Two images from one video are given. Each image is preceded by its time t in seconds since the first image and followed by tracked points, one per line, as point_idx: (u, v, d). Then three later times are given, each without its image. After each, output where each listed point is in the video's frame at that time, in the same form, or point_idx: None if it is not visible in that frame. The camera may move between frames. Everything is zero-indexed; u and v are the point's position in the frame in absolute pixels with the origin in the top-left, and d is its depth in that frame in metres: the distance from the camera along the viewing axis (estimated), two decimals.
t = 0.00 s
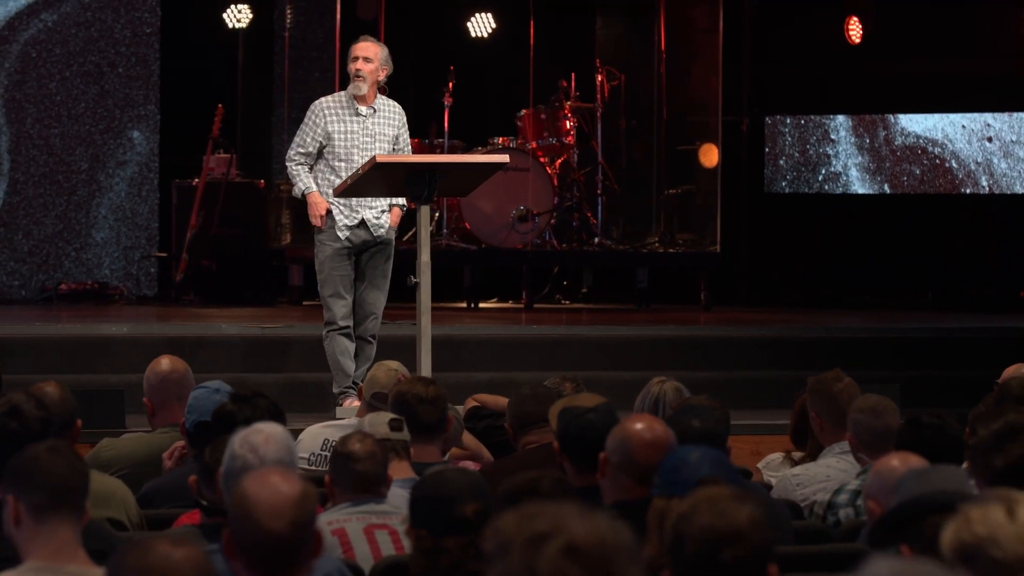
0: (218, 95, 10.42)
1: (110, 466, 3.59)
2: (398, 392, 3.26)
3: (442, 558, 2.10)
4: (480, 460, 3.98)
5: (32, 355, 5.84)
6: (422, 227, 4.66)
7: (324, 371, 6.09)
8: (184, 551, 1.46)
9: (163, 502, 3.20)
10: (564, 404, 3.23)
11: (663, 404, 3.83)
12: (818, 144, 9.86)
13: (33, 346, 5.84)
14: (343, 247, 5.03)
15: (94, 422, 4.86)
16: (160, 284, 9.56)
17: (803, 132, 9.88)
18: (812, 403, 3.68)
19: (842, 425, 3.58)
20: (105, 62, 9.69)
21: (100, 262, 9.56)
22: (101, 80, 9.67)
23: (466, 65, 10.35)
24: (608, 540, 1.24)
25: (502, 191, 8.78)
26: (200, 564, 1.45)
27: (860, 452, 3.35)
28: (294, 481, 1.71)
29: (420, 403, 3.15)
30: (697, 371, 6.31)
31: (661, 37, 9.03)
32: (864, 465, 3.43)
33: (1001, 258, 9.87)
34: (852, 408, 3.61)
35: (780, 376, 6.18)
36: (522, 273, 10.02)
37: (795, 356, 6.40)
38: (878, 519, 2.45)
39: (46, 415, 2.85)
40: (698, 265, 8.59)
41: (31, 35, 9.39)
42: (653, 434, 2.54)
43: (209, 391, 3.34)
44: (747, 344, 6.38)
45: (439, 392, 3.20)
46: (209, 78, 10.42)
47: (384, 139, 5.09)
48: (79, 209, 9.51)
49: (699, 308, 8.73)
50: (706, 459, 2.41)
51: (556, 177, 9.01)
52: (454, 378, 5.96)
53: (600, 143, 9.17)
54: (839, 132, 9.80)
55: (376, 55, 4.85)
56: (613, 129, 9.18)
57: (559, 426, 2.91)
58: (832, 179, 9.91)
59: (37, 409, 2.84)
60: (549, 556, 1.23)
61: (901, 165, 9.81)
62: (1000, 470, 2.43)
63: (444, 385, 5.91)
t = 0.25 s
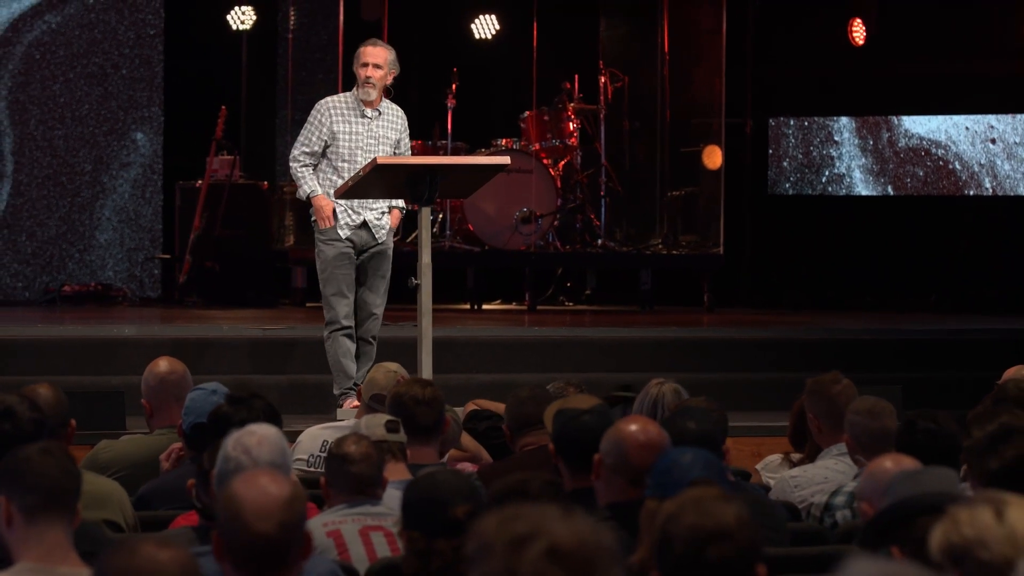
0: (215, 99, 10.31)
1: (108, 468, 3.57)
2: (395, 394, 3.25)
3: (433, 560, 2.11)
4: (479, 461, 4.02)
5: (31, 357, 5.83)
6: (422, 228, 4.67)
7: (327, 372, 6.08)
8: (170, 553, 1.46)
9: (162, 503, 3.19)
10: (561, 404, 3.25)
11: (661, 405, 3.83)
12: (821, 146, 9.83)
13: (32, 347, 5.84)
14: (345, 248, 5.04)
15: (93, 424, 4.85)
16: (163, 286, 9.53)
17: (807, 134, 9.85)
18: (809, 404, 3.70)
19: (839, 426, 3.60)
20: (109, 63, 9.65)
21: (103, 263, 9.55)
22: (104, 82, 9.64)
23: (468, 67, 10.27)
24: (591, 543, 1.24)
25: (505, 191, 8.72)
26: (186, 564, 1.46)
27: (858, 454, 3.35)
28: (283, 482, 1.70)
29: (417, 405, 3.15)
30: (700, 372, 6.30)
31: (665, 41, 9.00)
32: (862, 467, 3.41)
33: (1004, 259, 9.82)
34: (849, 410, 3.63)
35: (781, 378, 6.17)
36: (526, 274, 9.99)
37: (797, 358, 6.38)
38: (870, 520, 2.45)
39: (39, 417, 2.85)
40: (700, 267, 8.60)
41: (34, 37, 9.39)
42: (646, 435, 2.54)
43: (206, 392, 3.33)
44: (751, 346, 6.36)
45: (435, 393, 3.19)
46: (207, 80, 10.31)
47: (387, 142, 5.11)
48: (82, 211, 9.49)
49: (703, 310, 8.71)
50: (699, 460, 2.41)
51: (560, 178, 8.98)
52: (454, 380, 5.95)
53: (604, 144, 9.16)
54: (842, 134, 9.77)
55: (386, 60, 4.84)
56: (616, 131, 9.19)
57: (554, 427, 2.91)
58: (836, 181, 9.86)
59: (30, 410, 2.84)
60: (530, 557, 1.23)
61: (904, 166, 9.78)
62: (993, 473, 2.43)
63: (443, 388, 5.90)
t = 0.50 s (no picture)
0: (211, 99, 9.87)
1: (106, 469, 3.57)
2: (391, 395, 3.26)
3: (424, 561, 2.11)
4: (476, 462, 4.01)
5: (31, 357, 5.83)
6: (421, 230, 4.67)
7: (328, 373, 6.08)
8: (155, 553, 1.46)
9: (158, 504, 3.19)
10: (554, 407, 3.24)
11: (658, 406, 3.83)
12: (823, 147, 9.81)
13: (31, 348, 5.83)
14: (341, 249, 5.03)
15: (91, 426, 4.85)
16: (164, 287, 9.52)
17: (809, 135, 9.82)
18: (805, 404, 3.73)
19: (835, 427, 3.62)
20: (111, 64, 9.65)
21: (105, 264, 9.58)
22: (106, 82, 9.65)
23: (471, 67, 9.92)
24: (573, 545, 1.24)
25: (505, 192, 8.70)
26: (170, 564, 1.46)
27: (854, 455, 3.36)
28: (273, 483, 1.70)
29: (413, 406, 3.14)
30: (700, 374, 6.29)
31: (666, 43, 9.06)
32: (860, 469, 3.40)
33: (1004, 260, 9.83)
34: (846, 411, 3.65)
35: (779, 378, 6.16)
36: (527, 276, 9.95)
37: (797, 359, 6.37)
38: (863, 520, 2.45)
39: (32, 417, 2.85)
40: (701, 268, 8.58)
41: (36, 38, 9.40)
42: (640, 436, 2.54)
43: (202, 394, 3.34)
44: (750, 347, 6.35)
45: (431, 393, 3.19)
46: (203, 82, 9.86)
47: (387, 143, 5.11)
48: (84, 211, 9.53)
49: (705, 311, 8.70)
50: (691, 462, 2.41)
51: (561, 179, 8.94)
52: (453, 381, 5.94)
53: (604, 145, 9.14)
54: (844, 135, 9.74)
55: (388, 65, 4.84)
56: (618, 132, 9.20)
57: (549, 427, 2.91)
58: (837, 182, 9.83)
59: (22, 410, 2.84)
60: (512, 559, 1.23)
61: (906, 167, 9.77)
62: (986, 474, 2.44)
63: (441, 390, 5.88)
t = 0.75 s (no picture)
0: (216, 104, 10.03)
1: (106, 469, 3.57)
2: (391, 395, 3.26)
3: (418, 562, 2.11)
4: (477, 463, 4.00)
5: (32, 357, 5.82)
6: (425, 230, 4.66)
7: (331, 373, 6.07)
8: (144, 554, 1.46)
9: (159, 504, 3.18)
10: (551, 408, 3.24)
11: (659, 407, 3.83)
12: (827, 147, 9.73)
13: (33, 347, 5.82)
14: (338, 250, 5.05)
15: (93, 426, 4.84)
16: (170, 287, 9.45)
17: (813, 135, 9.75)
18: (805, 406, 3.75)
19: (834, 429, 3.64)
20: (115, 65, 9.55)
21: (109, 265, 9.47)
22: (111, 83, 9.54)
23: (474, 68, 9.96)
24: (562, 544, 1.24)
25: (510, 193, 8.74)
26: (159, 565, 1.45)
27: (853, 456, 3.37)
28: (265, 483, 1.70)
29: (412, 406, 3.14)
30: (703, 375, 6.29)
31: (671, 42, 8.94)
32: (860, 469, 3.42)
33: (1006, 261, 9.73)
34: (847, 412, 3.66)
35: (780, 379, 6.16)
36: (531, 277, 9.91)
37: (799, 360, 6.37)
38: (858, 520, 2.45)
39: (28, 418, 2.84)
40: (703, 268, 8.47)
41: (40, 38, 9.30)
42: (637, 437, 2.54)
43: (201, 394, 3.35)
44: (752, 348, 6.35)
45: (431, 394, 3.20)
46: (206, 82, 9.97)
47: (386, 143, 5.10)
48: (88, 212, 9.42)
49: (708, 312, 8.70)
50: (687, 463, 2.41)
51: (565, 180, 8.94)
52: (455, 381, 5.93)
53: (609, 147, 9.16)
54: (848, 135, 9.68)
55: (383, 63, 4.82)
56: (621, 133, 9.19)
57: (547, 428, 2.91)
58: (841, 182, 9.77)
59: (18, 411, 2.83)
60: (499, 559, 1.23)
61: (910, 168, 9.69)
62: (980, 475, 2.44)
63: (442, 391, 5.87)
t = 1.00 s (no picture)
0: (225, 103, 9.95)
1: (108, 471, 3.57)
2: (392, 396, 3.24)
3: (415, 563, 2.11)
4: (479, 464, 4.03)
5: (36, 359, 5.82)
6: (429, 230, 4.66)
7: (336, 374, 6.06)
8: (136, 555, 1.46)
9: (160, 505, 3.19)
10: (551, 408, 3.24)
11: (661, 408, 3.83)
12: (833, 148, 9.74)
13: (36, 349, 5.82)
14: (333, 253, 5.05)
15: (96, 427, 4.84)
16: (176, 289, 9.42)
17: (819, 137, 9.77)
18: (807, 407, 3.75)
19: (836, 429, 3.65)
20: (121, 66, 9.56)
21: (116, 266, 9.48)
22: (117, 84, 9.55)
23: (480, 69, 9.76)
24: (551, 545, 1.23)
25: (516, 195, 8.79)
26: (151, 568, 1.45)
27: (854, 457, 3.36)
28: (261, 485, 1.70)
29: (414, 408, 3.14)
30: (710, 377, 6.28)
31: (677, 43, 8.90)
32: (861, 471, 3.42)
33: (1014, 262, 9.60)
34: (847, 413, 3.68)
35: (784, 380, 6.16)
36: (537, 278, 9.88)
37: (805, 361, 6.36)
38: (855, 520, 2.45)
39: (26, 420, 2.84)
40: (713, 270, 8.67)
41: (47, 40, 9.32)
42: (635, 438, 2.54)
43: (203, 395, 3.35)
44: (757, 349, 6.34)
45: (432, 395, 3.19)
46: (208, 82, 9.92)
47: (379, 144, 5.12)
48: (95, 213, 9.42)
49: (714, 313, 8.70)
50: (684, 464, 2.41)
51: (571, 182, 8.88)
52: (459, 383, 5.92)
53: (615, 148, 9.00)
54: (854, 137, 9.68)
55: (371, 63, 4.84)
56: (628, 135, 9.01)
57: (545, 429, 2.91)
58: (848, 184, 9.73)
59: (16, 412, 2.83)
60: (488, 561, 1.22)
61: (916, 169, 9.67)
62: (979, 477, 2.44)
63: (446, 392, 5.87)
